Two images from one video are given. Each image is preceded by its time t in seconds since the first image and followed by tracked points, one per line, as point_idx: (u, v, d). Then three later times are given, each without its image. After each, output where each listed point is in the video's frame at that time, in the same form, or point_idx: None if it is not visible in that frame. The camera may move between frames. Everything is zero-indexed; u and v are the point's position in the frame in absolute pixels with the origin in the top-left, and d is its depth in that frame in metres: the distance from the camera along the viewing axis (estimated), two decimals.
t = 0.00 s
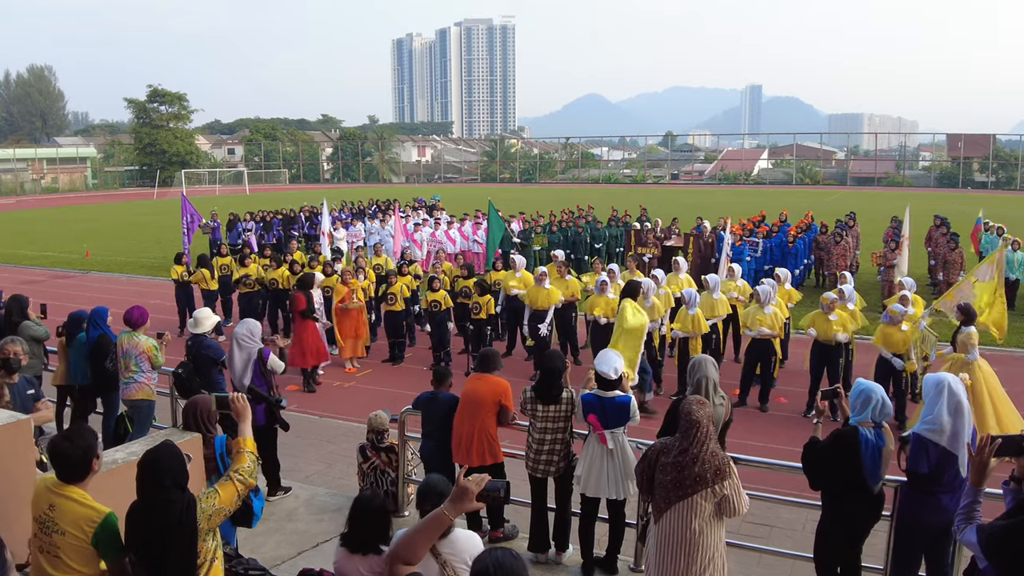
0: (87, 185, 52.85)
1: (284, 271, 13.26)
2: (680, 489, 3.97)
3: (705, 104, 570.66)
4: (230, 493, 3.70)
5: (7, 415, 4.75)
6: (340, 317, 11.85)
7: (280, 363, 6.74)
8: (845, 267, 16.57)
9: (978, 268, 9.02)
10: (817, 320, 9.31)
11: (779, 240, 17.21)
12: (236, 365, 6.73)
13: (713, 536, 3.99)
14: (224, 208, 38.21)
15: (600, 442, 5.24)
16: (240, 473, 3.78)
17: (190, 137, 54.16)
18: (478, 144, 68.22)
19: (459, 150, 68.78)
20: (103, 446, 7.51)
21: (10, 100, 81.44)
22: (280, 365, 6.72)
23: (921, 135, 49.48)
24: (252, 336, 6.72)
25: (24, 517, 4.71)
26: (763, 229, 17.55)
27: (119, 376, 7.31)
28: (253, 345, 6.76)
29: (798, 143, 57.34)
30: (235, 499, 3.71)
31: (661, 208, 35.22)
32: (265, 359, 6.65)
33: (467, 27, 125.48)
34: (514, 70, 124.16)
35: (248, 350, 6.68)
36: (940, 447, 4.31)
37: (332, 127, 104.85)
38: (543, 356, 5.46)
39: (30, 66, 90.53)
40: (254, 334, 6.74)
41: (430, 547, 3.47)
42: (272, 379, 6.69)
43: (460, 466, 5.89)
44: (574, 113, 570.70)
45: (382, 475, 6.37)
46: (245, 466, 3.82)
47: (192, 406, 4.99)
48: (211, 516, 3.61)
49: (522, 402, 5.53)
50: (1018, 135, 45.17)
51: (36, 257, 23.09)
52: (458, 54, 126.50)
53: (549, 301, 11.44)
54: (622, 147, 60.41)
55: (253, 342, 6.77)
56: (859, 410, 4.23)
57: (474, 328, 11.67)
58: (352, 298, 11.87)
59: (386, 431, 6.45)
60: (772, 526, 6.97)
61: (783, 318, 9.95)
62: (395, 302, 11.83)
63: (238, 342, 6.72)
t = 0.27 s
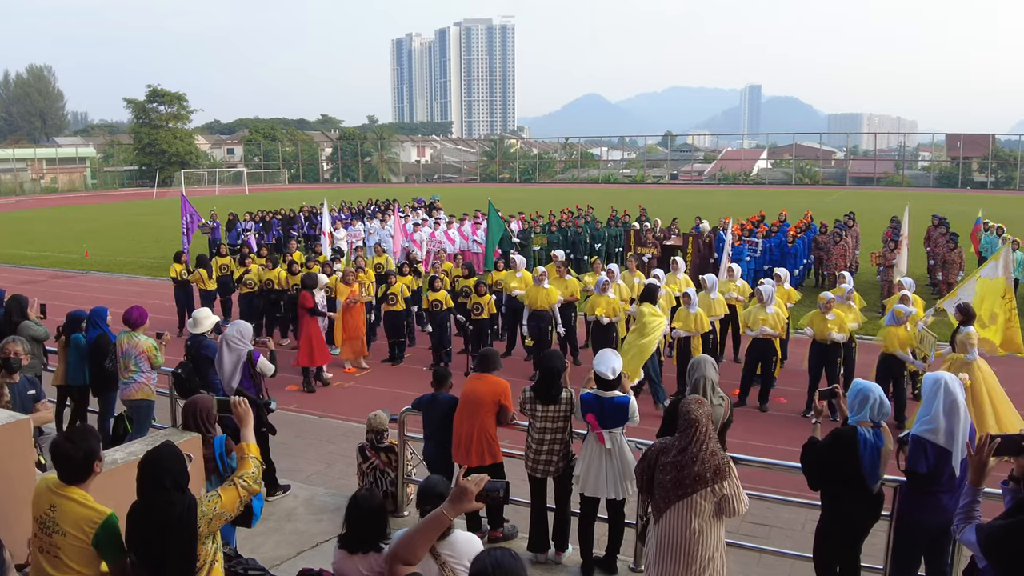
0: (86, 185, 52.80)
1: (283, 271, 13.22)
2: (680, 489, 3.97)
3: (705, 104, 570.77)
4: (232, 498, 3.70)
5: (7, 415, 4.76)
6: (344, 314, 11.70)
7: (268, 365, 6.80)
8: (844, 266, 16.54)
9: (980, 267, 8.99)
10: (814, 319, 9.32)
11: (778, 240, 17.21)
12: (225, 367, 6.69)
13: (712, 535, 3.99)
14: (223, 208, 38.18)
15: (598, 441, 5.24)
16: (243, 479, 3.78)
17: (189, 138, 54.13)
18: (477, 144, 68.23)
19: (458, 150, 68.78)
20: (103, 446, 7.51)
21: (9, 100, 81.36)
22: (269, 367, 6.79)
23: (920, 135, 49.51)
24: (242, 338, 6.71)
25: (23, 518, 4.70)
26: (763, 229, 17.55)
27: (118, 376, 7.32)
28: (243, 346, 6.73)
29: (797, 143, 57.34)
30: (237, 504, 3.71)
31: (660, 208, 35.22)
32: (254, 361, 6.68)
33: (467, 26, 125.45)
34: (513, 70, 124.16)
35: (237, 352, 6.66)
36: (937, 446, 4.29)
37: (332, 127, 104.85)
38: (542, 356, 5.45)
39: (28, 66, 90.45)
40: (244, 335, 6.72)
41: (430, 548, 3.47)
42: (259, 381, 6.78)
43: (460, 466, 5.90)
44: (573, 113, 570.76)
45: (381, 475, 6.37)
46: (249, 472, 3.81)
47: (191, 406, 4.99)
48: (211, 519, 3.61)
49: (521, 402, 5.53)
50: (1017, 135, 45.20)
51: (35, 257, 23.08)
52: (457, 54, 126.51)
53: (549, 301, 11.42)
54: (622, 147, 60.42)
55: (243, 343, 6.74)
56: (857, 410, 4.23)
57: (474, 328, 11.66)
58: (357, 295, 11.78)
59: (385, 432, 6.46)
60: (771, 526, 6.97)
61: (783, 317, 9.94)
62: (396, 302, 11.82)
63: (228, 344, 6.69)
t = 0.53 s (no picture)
0: (85, 185, 52.76)
1: (282, 270, 13.22)
2: (679, 489, 3.98)
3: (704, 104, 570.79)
4: (233, 500, 3.69)
5: (7, 414, 4.76)
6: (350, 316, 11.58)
7: (260, 367, 6.65)
8: (843, 266, 16.52)
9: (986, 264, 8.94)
10: (812, 319, 9.31)
11: (777, 240, 17.20)
12: (217, 368, 6.60)
13: (712, 534, 3.99)
14: (223, 208, 38.17)
15: (596, 441, 5.24)
16: (245, 482, 3.78)
17: (188, 138, 54.10)
18: (477, 144, 68.21)
19: (457, 150, 68.78)
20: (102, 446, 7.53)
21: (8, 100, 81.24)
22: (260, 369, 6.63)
23: (919, 135, 49.49)
24: (234, 338, 6.59)
25: (23, 518, 4.71)
26: (762, 229, 17.55)
27: (117, 375, 7.32)
28: (235, 347, 6.62)
29: (796, 143, 57.32)
30: (237, 506, 3.70)
31: (659, 208, 35.21)
32: (246, 362, 6.57)
33: (466, 26, 125.39)
34: (513, 69, 124.12)
35: (229, 353, 6.56)
36: (936, 446, 4.29)
37: (331, 127, 104.79)
38: (540, 355, 5.44)
39: (27, 66, 90.37)
40: (236, 336, 6.59)
41: (429, 547, 3.47)
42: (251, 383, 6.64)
43: (459, 466, 5.89)
44: (572, 113, 570.74)
45: (380, 475, 6.37)
46: (251, 475, 3.81)
47: (190, 406, 4.99)
48: (211, 521, 3.62)
49: (520, 402, 5.54)
50: (1016, 135, 45.18)
51: (35, 257, 23.08)
52: (457, 54, 126.53)
53: (548, 302, 11.44)
54: (621, 147, 60.41)
55: (235, 344, 6.62)
56: (855, 410, 4.25)
57: (473, 328, 11.66)
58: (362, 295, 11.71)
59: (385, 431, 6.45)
60: (770, 526, 6.97)
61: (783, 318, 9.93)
62: (395, 303, 11.83)
63: (219, 345, 6.59)
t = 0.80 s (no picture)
0: (85, 185, 52.76)
1: (281, 271, 13.21)
2: (680, 488, 3.98)
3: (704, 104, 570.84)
4: (233, 501, 3.69)
5: (6, 415, 4.76)
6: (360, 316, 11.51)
7: (256, 368, 6.54)
8: (842, 266, 16.50)
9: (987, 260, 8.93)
10: (811, 318, 9.31)
11: (777, 240, 17.21)
12: (211, 370, 6.53)
13: (712, 534, 3.99)
14: (222, 208, 38.17)
15: (595, 441, 5.24)
16: (245, 483, 3.78)
17: (187, 138, 54.13)
18: (477, 144, 68.23)
19: (457, 150, 68.77)
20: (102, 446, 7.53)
21: (7, 100, 81.23)
22: (255, 369, 6.50)
23: (918, 135, 49.48)
24: (229, 339, 6.54)
25: (23, 518, 4.70)
26: (761, 229, 17.55)
27: (117, 376, 7.32)
28: (230, 348, 6.55)
29: (796, 143, 57.32)
30: (237, 507, 3.70)
31: (659, 208, 35.23)
32: (241, 363, 6.50)
33: (466, 26, 125.40)
34: (512, 69, 124.08)
35: (223, 354, 6.49)
36: (933, 447, 4.29)
37: (331, 127, 104.80)
38: (539, 355, 5.45)
39: (27, 66, 90.38)
40: (231, 337, 6.54)
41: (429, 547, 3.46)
42: (247, 384, 6.56)
43: (458, 466, 5.89)
44: (572, 113, 570.74)
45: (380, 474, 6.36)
46: (251, 476, 3.81)
47: (190, 406, 4.99)
48: (211, 522, 3.62)
49: (519, 402, 5.55)
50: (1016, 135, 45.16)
51: (34, 257, 23.08)
52: (456, 54, 126.55)
53: (547, 303, 11.45)
54: (621, 147, 60.41)
55: (230, 345, 6.55)
56: (852, 410, 4.26)
57: (473, 328, 11.66)
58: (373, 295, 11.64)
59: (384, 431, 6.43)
60: (769, 526, 6.97)
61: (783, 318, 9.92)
62: (395, 303, 11.83)
63: (214, 345, 6.53)
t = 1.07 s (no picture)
0: (85, 185, 52.72)
1: (281, 271, 13.17)
2: (680, 489, 3.98)
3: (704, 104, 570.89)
4: (232, 501, 3.69)
5: (5, 415, 4.76)
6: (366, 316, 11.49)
7: (253, 369, 6.56)
8: (842, 266, 16.49)
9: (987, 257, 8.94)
10: (811, 318, 9.32)
11: (776, 240, 17.21)
12: (209, 371, 6.55)
13: (712, 534, 3.99)
14: (222, 208, 38.16)
15: (595, 441, 5.24)
16: (245, 482, 3.77)
17: (187, 138, 54.13)
18: (476, 144, 68.24)
19: (457, 150, 68.77)
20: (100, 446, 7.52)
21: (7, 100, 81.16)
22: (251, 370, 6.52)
23: (918, 135, 49.46)
24: (227, 340, 6.55)
25: (22, 518, 4.70)
26: (761, 229, 17.55)
27: (116, 376, 7.31)
28: (228, 349, 6.56)
29: (795, 142, 57.31)
30: (237, 506, 3.70)
31: (658, 208, 35.24)
32: (239, 364, 6.51)
33: (465, 26, 125.44)
34: (512, 69, 124.06)
35: (221, 355, 6.51)
36: (931, 447, 4.29)
37: (330, 127, 104.78)
38: (537, 356, 5.45)
39: (26, 66, 90.34)
40: (229, 338, 6.55)
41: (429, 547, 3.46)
42: (245, 384, 6.57)
43: (458, 466, 5.89)
44: (571, 113, 570.69)
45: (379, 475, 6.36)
46: (250, 475, 3.80)
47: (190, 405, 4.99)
48: (210, 521, 3.62)
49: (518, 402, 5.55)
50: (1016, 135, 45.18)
51: (33, 257, 23.07)
52: (456, 54, 126.57)
53: (547, 303, 11.45)
54: (620, 147, 60.39)
55: (228, 346, 6.58)
56: (850, 411, 4.26)
57: (473, 328, 11.66)
58: (379, 296, 11.56)
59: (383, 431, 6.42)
60: (769, 525, 6.97)
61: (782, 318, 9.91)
62: (397, 304, 11.83)
63: (212, 346, 6.54)
